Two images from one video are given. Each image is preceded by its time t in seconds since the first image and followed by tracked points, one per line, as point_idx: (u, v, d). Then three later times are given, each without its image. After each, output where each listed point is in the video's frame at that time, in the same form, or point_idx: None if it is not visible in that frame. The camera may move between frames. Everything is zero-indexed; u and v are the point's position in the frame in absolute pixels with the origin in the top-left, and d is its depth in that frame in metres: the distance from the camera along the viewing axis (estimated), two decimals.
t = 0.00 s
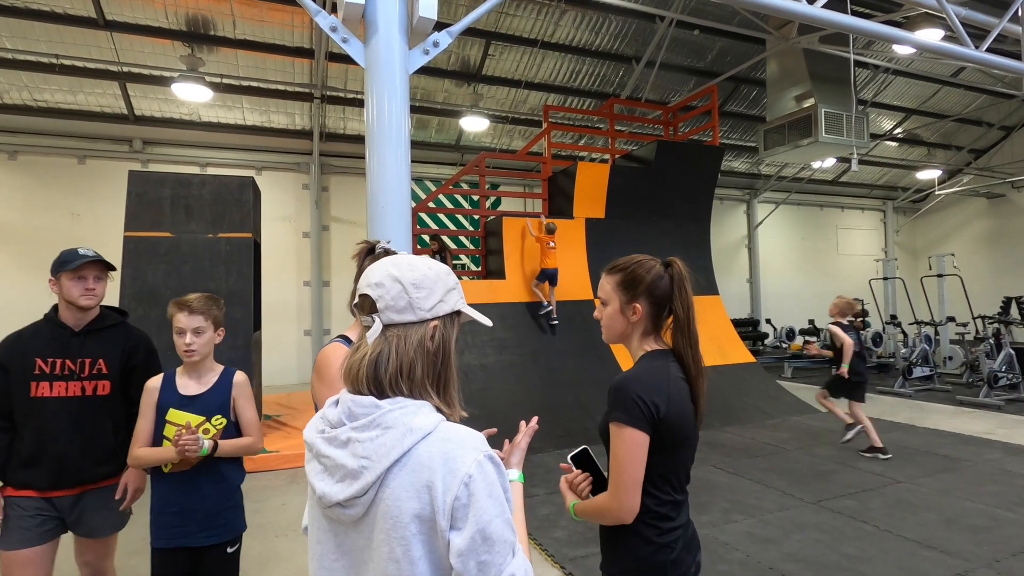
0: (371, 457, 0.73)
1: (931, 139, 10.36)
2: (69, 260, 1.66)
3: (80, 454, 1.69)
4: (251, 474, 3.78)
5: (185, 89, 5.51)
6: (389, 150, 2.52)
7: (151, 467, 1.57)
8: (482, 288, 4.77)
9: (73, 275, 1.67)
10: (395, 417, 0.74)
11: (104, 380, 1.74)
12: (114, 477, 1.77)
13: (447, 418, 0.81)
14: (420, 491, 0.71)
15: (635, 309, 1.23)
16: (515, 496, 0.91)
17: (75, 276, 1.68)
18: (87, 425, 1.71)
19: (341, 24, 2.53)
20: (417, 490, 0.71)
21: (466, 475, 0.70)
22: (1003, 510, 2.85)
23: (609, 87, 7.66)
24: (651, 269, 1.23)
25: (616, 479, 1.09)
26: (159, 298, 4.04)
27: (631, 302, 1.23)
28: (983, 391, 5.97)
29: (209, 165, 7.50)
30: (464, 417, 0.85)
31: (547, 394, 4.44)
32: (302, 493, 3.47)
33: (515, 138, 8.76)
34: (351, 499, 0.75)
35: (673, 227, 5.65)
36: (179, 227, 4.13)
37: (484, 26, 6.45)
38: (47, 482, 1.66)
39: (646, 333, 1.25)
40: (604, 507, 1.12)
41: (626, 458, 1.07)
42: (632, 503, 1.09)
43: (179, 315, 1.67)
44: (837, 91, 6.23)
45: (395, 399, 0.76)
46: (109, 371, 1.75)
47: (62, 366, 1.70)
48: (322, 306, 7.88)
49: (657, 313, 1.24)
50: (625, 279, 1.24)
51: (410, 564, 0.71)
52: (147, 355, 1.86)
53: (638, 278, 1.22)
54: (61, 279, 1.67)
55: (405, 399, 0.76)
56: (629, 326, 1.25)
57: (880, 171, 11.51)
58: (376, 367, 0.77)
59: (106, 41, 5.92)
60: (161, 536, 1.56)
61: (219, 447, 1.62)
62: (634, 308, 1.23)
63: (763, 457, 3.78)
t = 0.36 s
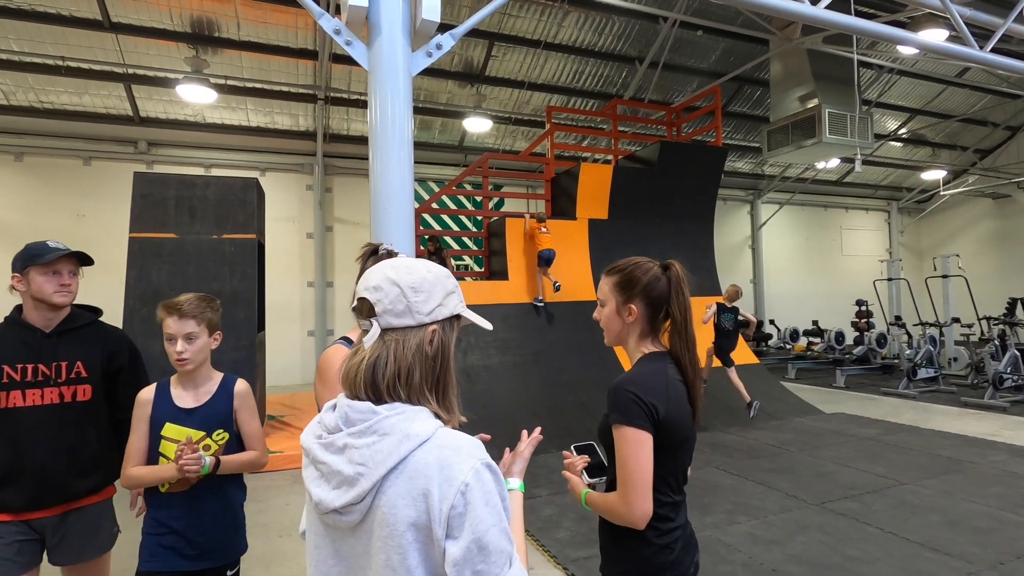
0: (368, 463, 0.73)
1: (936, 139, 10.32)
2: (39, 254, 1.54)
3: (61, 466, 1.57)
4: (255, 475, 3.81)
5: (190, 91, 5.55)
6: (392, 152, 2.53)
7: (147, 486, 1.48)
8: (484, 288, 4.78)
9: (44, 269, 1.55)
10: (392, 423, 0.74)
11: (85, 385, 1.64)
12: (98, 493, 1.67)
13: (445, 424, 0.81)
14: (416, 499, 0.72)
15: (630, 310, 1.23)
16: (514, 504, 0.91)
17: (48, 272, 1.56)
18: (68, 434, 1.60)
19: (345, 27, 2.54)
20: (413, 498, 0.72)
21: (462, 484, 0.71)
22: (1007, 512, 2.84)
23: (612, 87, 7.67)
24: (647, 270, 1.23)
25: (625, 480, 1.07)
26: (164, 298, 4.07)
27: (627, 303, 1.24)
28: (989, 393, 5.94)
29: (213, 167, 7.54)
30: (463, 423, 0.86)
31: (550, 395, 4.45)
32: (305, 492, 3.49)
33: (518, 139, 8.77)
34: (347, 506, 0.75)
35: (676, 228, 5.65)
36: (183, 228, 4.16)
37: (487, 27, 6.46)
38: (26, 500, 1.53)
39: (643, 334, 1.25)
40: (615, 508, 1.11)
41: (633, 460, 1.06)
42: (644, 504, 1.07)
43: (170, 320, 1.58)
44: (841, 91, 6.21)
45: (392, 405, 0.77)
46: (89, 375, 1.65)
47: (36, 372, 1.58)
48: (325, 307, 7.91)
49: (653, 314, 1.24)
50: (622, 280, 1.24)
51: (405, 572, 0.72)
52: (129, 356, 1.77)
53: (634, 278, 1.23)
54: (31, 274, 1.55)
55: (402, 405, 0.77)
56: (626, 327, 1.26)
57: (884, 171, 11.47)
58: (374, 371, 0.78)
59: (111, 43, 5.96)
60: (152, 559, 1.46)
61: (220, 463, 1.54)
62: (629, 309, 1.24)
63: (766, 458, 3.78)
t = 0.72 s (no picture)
0: (401, 498, 0.70)
1: (943, 140, 10.26)
2: (24, 256, 1.35)
3: (45, 496, 1.38)
4: (261, 479, 3.79)
5: (195, 92, 5.55)
6: (404, 156, 2.50)
7: (101, 549, 1.21)
8: (491, 292, 4.75)
9: (29, 273, 1.36)
10: (426, 455, 0.71)
11: (73, 403, 1.44)
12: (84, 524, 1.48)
13: (478, 453, 0.78)
14: (454, 537, 0.69)
15: (650, 325, 1.20)
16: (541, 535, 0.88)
17: (31, 277, 1.37)
18: (53, 460, 1.41)
19: (355, 30, 2.51)
20: (451, 536, 0.69)
21: (503, 520, 0.68)
22: None
23: (618, 88, 7.64)
24: (669, 284, 1.20)
25: (655, 503, 1.03)
26: (170, 301, 4.05)
27: (647, 318, 1.21)
28: (999, 397, 5.88)
29: (218, 168, 7.54)
30: (494, 450, 0.83)
31: (557, 399, 4.42)
32: (312, 498, 3.47)
33: (524, 140, 8.74)
34: (378, 544, 0.72)
35: (683, 230, 5.62)
36: (189, 231, 4.14)
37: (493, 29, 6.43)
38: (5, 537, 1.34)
39: (666, 349, 1.22)
40: (644, 529, 1.07)
41: (663, 482, 1.02)
42: (676, 530, 1.02)
43: (123, 336, 1.25)
44: (849, 92, 6.16)
45: (424, 434, 0.74)
46: (77, 392, 1.45)
47: (14, 391, 1.36)
48: (330, 308, 7.89)
49: (675, 329, 1.20)
50: (642, 294, 1.21)
51: None
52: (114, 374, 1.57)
53: (655, 293, 1.20)
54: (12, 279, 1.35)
55: (435, 434, 0.74)
56: (647, 342, 1.23)
57: (890, 173, 11.40)
58: (405, 399, 0.75)
59: (117, 45, 5.96)
60: None
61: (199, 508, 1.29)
62: (650, 324, 1.21)
63: (777, 464, 3.73)
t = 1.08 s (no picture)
0: (406, 495, 0.71)
1: (947, 136, 10.20)
2: None
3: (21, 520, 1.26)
4: (262, 474, 3.82)
5: (198, 87, 5.55)
6: (404, 153, 2.50)
7: None
8: (493, 288, 4.77)
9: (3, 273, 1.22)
10: (431, 452, 0.72)
11: (57, 420, 1.30)
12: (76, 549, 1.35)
13: (479, 450, 0.80)
14: (458, 532, 0.70)
15: (647, 325, 1.22)
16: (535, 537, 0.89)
17: (5, 278, 1.23)
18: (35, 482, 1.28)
19: (357, 26, 2.51)
20: (455, 531, 0.70)
21: (506, 516, 0.69)
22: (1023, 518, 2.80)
23: (621, 83, 7.61)
24: (666, 284, 1.21)
25: (646, 503, 1.04)
26: (173, 297, 4.07)
27: (644, 318, 1.22)
28: (1001, 394, 5.88)
29: (221, 163, 7.54)
30: (495, 447, 0.84)
31: (558, 395, 4.43)
32: (314, 492, 3.49)
33: (526, 135, 8.72)
34: (382, 540, 0.73)
35: (685, 226, 5.61)
36: (192, 226, 4.15)
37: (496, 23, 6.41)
38: None
39: (664, 349, 1.23)
40: (635, 528, 1.08)
41: (657, 481, 1.03)
42: (666, 530, 1.04)
43: (96, 340, 1.07)
44: (853, 87, 6.13)
45: (428, 431, 0.75)
46: (64, 408, 1.31)
47: None
48: (332, 303, 7.91)
49: (672, 329, 1.21)
50: (639, 294, 1.23)
51: None
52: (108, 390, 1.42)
53: (651, 293, 1.21)
54: None
55: (438, 432, 0.75)
56: (646, 342, 1.24)
57: (894, 168, 11.34)
58: (410, 397, 0.76)
59: (119, 39, 5.95)
60: None
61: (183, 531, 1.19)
62: (647, 324, 1.22)
63: (778, 460, 3.74)
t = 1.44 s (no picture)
0: (394, 470, 0.72)
1: (950, 127, 10.14)
2: None
3: None
4: (262, 464, 3.84)
5: (196, 76, 5.52)
6: (402, 140, 2.49)
7: None
8: (491, 279, 4.78)
9: None
10: (419, 429, 0.73)
11: (16, 422, 1.17)
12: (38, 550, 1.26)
13: (469, 429, 0.80)
14: (445, 507, 0.71)
15: (640, 311, 1.22)
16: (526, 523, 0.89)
17: None
18: None
19: (354, 13, 2.49)
20: (442, 506, 0.70)
21: (492, 492, 0.69)
22: (1019, 508, 2.81)
23: (622, 73, 7.56)
24: (659, 269, 1.21)
25: (638, 487, 1.04)
26: (173, 287, 4.08)
27: (637, 303, 1.22)
28: (1000, 385, 5.88)
29: (220, 153, 7.52)
30: (485, 426, 0.84)
31: (557, 385, 4.44)
32: (314, 481, 3.52)
33: (526, 125, 8.68)
34: (370, 515, 0.74)
35: (686, 217, 5.59)
36: (191, 216, 4.14)
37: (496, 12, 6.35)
38: None
39: (656, 335, 1.23)
40: (629, 513, 1.08)
41: (650, 465, 1.04)
42: (659, 513, 1.04)
43: (96, 331, 0.91)
44: (856, 78, 6.08)
45: (418, 410, 0.75)
46: (22, 410, 1.17)
47: None
48: (333, 294, 7.92)
49: (664, 316, 1.21)
50: (634, 280, 1.23)
51: None
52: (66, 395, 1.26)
53: (645, 278, 1.22)
54: None
55: (428, 410, 0.75)
56: (637, 327, 1.24)
57: (897, 160, 11.29)
58: (401, 376, 0.76)
59: (117, 28, 5.91)
60: None
61: (168, 569, 0.99)
62: (639, 310, 1.22)
63: (776, 451, 3.76)
